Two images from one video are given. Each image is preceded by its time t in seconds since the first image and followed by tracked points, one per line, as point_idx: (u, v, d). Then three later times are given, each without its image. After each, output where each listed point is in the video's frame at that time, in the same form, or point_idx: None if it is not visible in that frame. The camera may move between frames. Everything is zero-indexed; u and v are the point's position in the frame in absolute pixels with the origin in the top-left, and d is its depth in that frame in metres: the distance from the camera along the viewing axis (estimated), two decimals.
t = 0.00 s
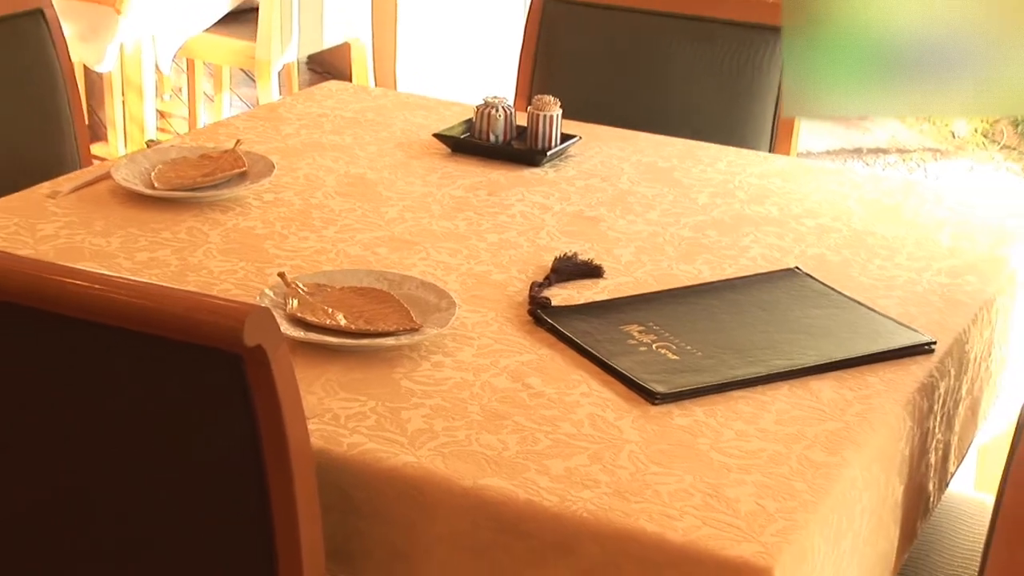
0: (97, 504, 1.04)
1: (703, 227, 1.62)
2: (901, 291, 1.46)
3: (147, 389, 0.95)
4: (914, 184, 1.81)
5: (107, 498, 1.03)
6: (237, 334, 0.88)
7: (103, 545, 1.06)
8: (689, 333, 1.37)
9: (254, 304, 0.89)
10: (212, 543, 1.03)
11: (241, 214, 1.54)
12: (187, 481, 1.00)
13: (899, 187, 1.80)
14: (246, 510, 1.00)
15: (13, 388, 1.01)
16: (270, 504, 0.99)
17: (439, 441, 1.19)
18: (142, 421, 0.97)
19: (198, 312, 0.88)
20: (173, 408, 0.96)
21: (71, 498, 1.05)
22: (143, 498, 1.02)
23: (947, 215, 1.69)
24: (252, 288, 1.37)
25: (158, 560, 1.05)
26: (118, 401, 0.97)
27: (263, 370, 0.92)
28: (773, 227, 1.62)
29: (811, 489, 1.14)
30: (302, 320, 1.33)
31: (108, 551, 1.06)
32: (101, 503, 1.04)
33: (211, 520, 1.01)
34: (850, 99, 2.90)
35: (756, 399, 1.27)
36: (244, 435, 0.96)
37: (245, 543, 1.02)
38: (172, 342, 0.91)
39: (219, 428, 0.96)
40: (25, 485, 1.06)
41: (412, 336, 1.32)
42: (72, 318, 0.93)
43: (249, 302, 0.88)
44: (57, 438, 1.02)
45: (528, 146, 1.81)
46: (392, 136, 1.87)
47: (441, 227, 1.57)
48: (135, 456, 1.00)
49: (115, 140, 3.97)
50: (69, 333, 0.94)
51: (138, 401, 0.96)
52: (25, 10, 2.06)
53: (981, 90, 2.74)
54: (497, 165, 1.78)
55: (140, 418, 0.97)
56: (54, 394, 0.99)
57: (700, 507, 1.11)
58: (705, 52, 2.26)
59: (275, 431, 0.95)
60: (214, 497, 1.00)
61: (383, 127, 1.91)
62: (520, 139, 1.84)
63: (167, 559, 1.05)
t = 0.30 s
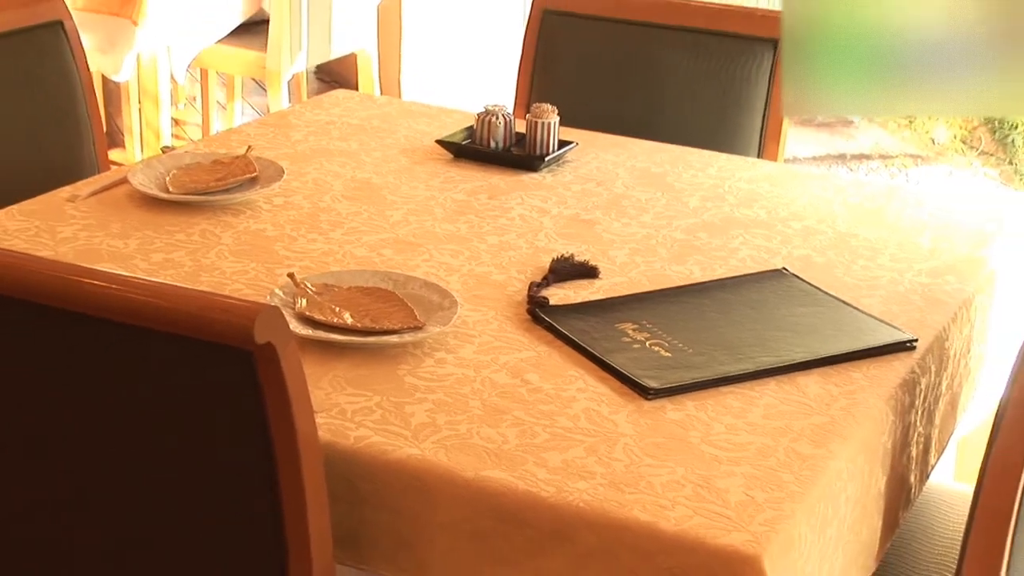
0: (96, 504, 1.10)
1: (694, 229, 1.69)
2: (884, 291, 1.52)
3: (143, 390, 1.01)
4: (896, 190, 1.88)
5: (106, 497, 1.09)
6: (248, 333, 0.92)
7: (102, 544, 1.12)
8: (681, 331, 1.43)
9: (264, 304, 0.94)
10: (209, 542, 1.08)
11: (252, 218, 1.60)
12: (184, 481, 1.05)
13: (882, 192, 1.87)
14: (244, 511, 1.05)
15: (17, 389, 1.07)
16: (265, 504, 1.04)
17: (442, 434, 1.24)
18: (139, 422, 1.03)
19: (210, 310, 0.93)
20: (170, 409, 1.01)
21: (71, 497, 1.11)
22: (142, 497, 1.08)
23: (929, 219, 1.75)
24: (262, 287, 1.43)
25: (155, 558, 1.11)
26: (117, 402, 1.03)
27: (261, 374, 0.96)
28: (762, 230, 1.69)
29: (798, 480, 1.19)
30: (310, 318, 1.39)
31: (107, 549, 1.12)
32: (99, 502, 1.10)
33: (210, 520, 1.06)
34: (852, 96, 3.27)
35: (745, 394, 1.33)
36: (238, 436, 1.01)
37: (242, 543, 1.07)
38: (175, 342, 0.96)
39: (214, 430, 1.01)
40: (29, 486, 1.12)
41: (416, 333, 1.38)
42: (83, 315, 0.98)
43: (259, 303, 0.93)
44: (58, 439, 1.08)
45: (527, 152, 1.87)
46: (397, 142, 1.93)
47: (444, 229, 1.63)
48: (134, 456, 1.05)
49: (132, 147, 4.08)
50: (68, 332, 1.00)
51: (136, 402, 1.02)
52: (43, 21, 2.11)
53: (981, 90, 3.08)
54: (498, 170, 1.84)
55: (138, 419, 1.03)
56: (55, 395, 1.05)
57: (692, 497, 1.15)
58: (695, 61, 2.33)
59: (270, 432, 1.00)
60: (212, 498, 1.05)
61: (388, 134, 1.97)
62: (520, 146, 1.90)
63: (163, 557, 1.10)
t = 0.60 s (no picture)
0: (98, 501, 1.17)
1: (686, 232, 1.75)
2: (867, 290, 1.59)
3: (142, 391, 1.07)
4: (879, 194, 1.95)
5: (108, 496, 1.16)
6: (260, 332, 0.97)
7: (106, 541, 1.19)
8: (673, 329, 1.49)
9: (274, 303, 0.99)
10: (211, 541, 1.14)
11: (262, 221, 1.67)
12: (183, 481, 1.11)
13: (866, 196, 1.94)
14: (245, 511, 1.11)
15: (20, 391, 1.13)
16: (264, 505, 1.10)
17: (444, 428, 1.29)
18: (138, 424, 1.09)
19: (223, 311, 0.97)
20: (168, 411, 1.07)
21: (74, 495, 1.18)
22: (144, 496, 1.14)
23: (911, 223, 1.82)
24: (272, 288, 1.49)
25: (157, 553, 1.17)
26: (118, 405, 1.09)
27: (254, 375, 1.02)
28: (751, 232, 1.76)
29: (785, 472, 1.24)
30: (318, 317, 1.45)
31: (111, 547, 1.19)
32: (101, 501, 1.16)
33: (211, 520, 1.12)
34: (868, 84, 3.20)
35: (735, 389, 1.39)
36: (234, 437, 1.07)
37: (241, 541, 1.13)
38: (174, 341, 1.02)
39: (210, 432, 1.07)
40: (35, 485, 1.19)
41: (420, 330, 1.44)
42: (94, 315, 1.03)
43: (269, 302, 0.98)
44: (59, 440, 1.14)
45: (525, 158, 1.94)
46: (401, 148, 2.00)
47: (446, 231, 1.70)
48: (134, 456, 1.12)
49: (149, 154, 4.15)
50: (66, 334, 1.06)
51: (135, 404, 1.08)
52: (64, 32, 2.18)
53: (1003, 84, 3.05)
54: (499, 175, 1.90)
55: (136, 420, 1.09)
56: (55, 395, 1.12)
57: (684, 488, 1.20)
58: (687, 70, 2.38)
59: (266, 434, 1.06)
60: (214, 499, 1.11)
61: (393, 140, 2.03)
62: (519, 151, 1.97)
63: (164, 552, 1.17)
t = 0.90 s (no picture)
0: (96, 500, 1.23)
1: (678, 234, 1.81)
2: (852, 290, 1.65)
3: (142, 394, 1.14)
4: (863, 198, 2.02)
5: (107, 495, 1.22)
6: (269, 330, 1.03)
7: (104, 539, 1.25)
8: (666, 327, 1.55)
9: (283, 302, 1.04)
10: (211, 540, 1.20)
11: (272, 223, 1.73)
12: (182, 480, 1.18)
13: (850, 200, 2.01)
14: (244, 511, 1.18)
15: (22, 394, 1.20)
16: (262, 504, 1.17)
17: (447, 422, 1.35)
18: (137, 425, 1.16)
19: (235, 310, 1.03)
20: (167, 411, 1.14)
21: (73, 494, 1.24)
22: (144, 496, 1.20)
23: (894, 225, 1.89)
24: (282, 288, 1.56)
25: (157, 553, 1.24)
26: (118, 406, 1.16)
27: (261, 371, 1.08)
28: (741, 234, 1.82)
29: (773, 464, 1.30)
30: (326, 315, 1.52)
31: (112, 546, 1.26)
32: (101, 500, 1.23)
33: (211, 521, 1.19)
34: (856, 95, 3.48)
35: (725, 384, 1.45)
36: (232, 438, 1.13)
37: (240, 543, 1.20)
38: (180, 339, 1.08)
39: (209, 432, 1.14)
40: (36, 484, 1.26)
41: (423, 328, 1.50)
42: (99, 313, 1.10)
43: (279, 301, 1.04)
44: (59, 440, 1.21)
45: (525, 163, 2.00)
46: (405, 153, 2.07)
47: (449, 233, 1.76)
48: (134, 457, 1.18)
49: (164, 159, 4.25)
50: (67, 335, 1.13)
51: (135, 406, 1.15)
52: (81, 43, 2.25)
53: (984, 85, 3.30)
54: (499, 179, 1.97)
55: (137, 422, 1.16)
56: (56, 397, 1.18)
57: (677, 480, 1.26)
58: (678, 80, 2.45)
59: (264, 434, 1.12)
60: (213, 499, 1.18)
61: (397, 146, 2.10)
62: (519, 156, 2.04)
63: (164, 552, 1.23)
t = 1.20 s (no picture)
0: (98, 499, 1.32)
1: (672, 236, 1.88)
2: (837, 289, 1.72)
3: (139, 398, 1.21)
4: (848, 201, 2.09)
5: (107, 495, 1.31)
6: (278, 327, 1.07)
7: (108, 535, 1.34)
8: (659, 325, 1.61)
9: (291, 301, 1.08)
10: (210, 538, 1.28)
11: (281, 226, 1.80)
12: (182, 480, 1.25)
13: (835, 203, 2.07)
14: (242, 510, 1.24)
15: (26, 400, 1.29)
16: (258, 504, 1.23)
17: (449, 416, 1.41)
18: (136, 428, 1.24)
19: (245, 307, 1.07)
20: (165, 414, 1.21)
21: (73, 494, 1.34)
22: (144, 496, 1.29)
23: (878, 227, 1.95)
24: (290, 288, 1.62)
25: (160, 552, 1.32)
26: (119, 408, 1.23)
27: (268, 370, 1.13)
28: (731, 236, 1.88)
29: (762, 457, 1.35)
30: (333, 314, 1.58)
31: (116, 545, 1.34)
32: (101, 500, 1.32)
33: (210, 520, 1.26)
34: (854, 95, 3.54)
35: (715, 379, 1.51)
36: (231, 439, 1.20)
37: (238, 541, 1.27)
38: (188, 337, 1.13)
39: (208, 433, 1.20)
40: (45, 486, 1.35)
41: (427, 326, 1.57)
42: (110, 313, 1.15)
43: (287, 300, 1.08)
44: (64, 442, 1.30)
45: (525, 168, 2.07)
46: (409, 159, 2.13)
47: (451, 235, 1.83)
48: (133, 459, 1.26)
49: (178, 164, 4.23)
50: (64, 344, 1.21)
51: (132, 411, 1.22)
52: (100, 53, 2.32)
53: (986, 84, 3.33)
54: (500, 184, 2.04)
55: (135, 425, 1.24)
56: (58, 402, 1.27)
57: (670, 472, 1.32)
58: (671, 87, 2.51)
59: (263, 434, 1.18)
60: (212, 500, 1.25)
61: (402, 152, 2.17)
62: (518, 162, 2.10)
63: (166, 550, 1.31)
